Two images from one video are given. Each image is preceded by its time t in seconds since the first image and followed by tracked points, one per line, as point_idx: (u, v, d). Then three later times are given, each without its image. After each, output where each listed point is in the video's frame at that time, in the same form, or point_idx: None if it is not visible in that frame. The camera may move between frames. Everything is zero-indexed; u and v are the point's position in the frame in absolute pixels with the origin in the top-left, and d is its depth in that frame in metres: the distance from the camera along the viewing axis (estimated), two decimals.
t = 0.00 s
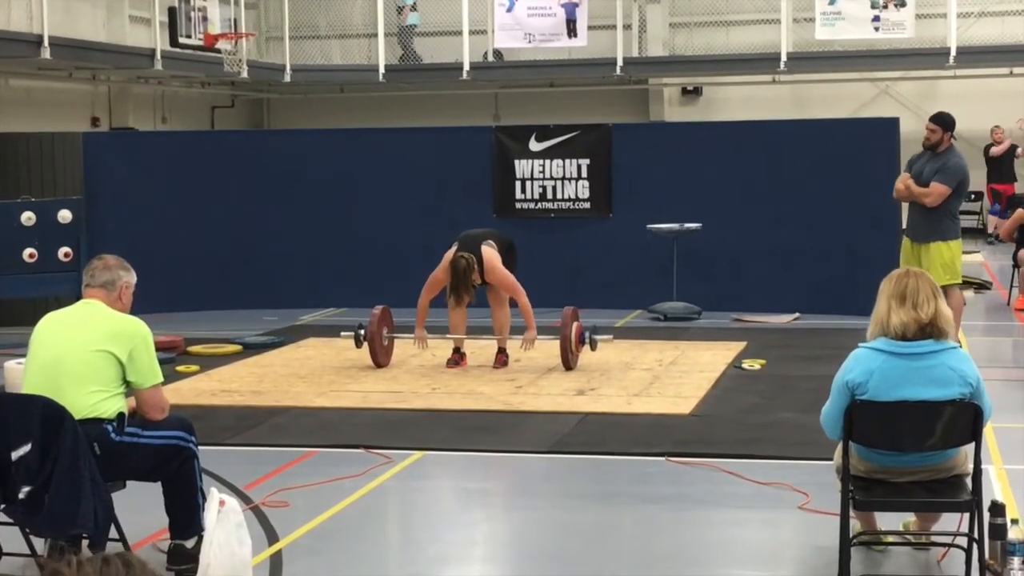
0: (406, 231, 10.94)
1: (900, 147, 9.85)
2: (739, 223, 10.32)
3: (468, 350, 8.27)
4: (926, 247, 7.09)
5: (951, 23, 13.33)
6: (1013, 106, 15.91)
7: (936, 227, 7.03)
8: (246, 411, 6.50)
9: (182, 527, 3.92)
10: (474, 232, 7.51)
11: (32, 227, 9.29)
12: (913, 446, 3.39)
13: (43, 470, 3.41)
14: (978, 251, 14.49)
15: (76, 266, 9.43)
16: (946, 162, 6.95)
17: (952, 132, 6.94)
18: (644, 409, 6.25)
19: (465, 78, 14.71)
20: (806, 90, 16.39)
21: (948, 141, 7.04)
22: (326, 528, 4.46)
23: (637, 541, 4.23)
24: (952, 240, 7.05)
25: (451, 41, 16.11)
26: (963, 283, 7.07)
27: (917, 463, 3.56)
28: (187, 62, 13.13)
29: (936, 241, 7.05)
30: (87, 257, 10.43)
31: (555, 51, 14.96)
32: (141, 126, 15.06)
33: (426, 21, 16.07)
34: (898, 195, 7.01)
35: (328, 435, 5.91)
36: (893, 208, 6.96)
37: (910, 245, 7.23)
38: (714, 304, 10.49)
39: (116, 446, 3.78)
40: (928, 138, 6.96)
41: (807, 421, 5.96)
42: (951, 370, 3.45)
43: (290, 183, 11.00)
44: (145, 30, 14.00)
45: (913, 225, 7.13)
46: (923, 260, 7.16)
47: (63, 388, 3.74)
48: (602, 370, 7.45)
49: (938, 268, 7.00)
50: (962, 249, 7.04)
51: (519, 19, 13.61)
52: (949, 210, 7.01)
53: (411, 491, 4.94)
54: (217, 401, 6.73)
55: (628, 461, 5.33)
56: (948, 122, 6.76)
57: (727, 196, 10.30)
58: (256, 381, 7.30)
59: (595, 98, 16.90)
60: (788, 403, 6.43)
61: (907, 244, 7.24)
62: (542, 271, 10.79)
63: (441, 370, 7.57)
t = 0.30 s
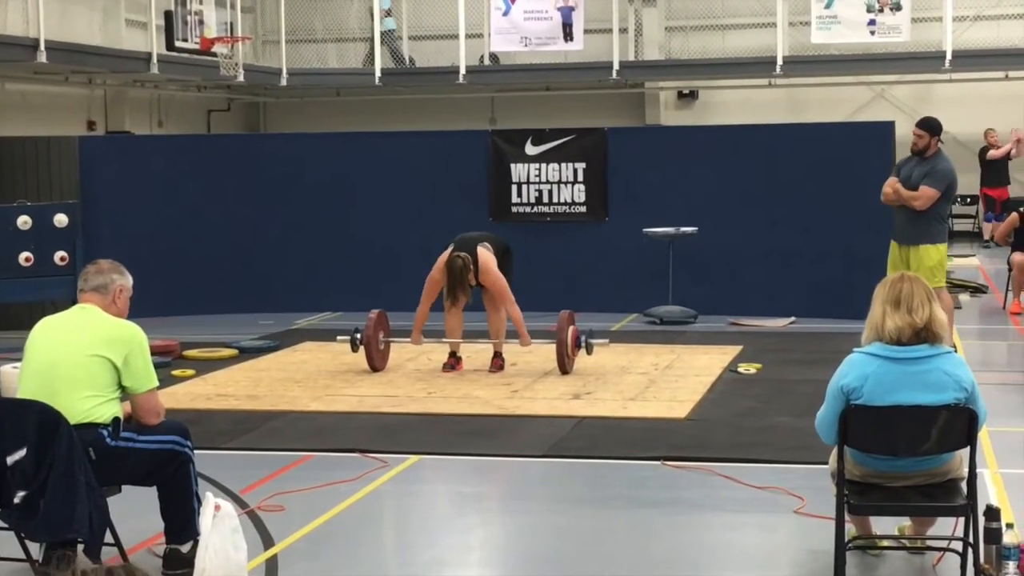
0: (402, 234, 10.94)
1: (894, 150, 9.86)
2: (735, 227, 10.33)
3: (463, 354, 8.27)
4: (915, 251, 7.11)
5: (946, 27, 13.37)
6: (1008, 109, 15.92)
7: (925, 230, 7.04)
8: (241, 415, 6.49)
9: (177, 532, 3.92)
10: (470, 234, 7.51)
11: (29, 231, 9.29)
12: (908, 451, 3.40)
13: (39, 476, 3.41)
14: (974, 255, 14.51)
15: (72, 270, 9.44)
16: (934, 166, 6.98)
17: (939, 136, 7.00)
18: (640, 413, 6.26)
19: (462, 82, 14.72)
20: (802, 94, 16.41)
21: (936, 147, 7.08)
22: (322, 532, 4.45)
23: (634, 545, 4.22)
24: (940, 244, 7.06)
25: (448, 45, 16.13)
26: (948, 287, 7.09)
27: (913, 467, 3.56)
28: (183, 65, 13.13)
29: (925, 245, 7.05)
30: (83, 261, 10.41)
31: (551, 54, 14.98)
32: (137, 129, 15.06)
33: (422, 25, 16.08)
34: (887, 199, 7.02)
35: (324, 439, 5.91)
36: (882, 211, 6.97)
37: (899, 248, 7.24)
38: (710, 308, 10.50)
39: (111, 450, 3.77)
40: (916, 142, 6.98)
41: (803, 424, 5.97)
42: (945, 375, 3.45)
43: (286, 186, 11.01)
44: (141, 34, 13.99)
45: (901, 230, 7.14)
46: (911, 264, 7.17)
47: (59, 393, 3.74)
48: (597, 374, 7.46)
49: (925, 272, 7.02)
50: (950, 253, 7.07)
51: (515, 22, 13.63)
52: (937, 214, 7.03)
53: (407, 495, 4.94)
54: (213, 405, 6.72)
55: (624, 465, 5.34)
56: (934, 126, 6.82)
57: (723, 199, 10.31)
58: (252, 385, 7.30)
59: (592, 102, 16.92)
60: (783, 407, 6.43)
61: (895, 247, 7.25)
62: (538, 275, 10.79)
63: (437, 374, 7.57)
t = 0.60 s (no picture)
0: (399, 240, 10.94)
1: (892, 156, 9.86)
2: (733, 232, 10.33)
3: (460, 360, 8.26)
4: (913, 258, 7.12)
5: (943, 33, 13.40)
6: (1005, 115, 15.94)
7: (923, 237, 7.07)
8: (238, 421, 6.49)
9: (175, 536, 3.92)
10: (467, 241, 7.53)
11: (25, 237, 9.28)
12: (905, 457, 3.41)
13: (35, 482, 3.40)
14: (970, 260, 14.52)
15: (68, 276, 9.41)
16: (931, 172, 6.99)
17: (935, 142, 6.99)
18: (637, 419, 6.25)
19: (459, 87, 14.73)
20: (799, 99, 16.44)
21: (932, 152, 7.07)
22: (319, 539, 4.45)
23: (630, 551, 4.22)
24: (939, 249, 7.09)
25: (445, 51, 16.16)
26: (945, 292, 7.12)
27: (910, 473, 3.56)
28: (180, 71, 13.13)
29: (923, 252, 7.07)
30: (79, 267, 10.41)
31: (549, 60, 14.99)
32: (134, 135, 15.06)
33: (420, 31, 16.10)
34: (885, 207, 7.03)
35: (321, 445, 5.90)
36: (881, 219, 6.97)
37: (895, 255, 7.25)
38: (707, 313, 10.50)
39: (108, 457, 3.78)
40: (911, 149, 6.99)
41: (800, 431, 5.97)
42: (942, 381, 3.45)
43: (282, 192, 11.01)
44: (138, 39, 14.00)
45: (900, 236, 7.15)
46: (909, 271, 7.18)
47: (56, 398, 3.73)
48: (594, 380, 7.45)
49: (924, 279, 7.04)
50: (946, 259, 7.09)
51: (512, 28, 13.65)
52: (935, 220, 7.05)
53: (404, 501, 4.93)
54: (209, 411, 6.72)
55: (621, 471, 5.33)
56: (929, 134, 6.81)
57: (720, 205, 10.32)
58: (249, 391, 7.29)
59: (589, 107, 16.93)
60: (780, 412, 6.43)
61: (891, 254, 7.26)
62: (536, 280, 10.80)
63: (434, 379, 7.56)
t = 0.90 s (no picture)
0: (399, 248, 10.95)
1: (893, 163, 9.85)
2: (733, 240, 10.34)
3: (460, 368, 8.26)
4: (923, 264, 7.21)
5: (943, 41, 13.43)
6: (1006, 123, 15.94)
7: (934, 244, 7.16)
8: (238, 429, 6.49)
9: (175, 545, 3.96)
10: (468, 244, 7.52)
11: (26, 244, 9.30)
12: (904, 466, 3.41)
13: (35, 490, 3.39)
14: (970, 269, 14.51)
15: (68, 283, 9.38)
16: (940, 178, 7.10)
17: (943, 150, 7.12)
18: (637, 427, 6.25)
19: (459, 95, 14.74)
20: (799, 107, 16.45)
21: (940, 160, 7.20)
22: (319, 546, 4.45)
23: (630, 559, 4.22)
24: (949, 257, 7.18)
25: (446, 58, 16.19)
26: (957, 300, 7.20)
27: (910, 481, 3.56)
28: (181, 78, 13.14)
29: (933, 258, 7.16)
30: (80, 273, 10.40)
31: (549, 68, 15.01)
32: (134, 142, 15.07)
33: (420, 39, 16.12)
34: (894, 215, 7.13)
35: (320, 452, 5.90)
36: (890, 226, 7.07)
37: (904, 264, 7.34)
38: (707, 321, 10.50)
39: (109, 463, 3.79)
40: (918, 157, 7.13)
41: (800, 438, 5.97)
42: (942, 389, 3.46)
43: (283, 199, 11.01)
44: (139, 46, 14.03)
45: (910, 244, 7.24)
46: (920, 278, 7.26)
47: (56, 405, 3.73)
48: (594, 388, 7.45)
49: (936, 285, 7.12)
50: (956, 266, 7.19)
51: (512, 36, 13.67)
52: (945, 227, 7.15)
53: (403, 509, 4.94)
54: (209, 418, 6.71)
55: (621, 479, 5.33)
56: (939, 140, 6.94)
57: (720, 213, 10.33)
58: (249, 398, 7.29)
59: (590, 115, 16.94)
60: (780, 420, 6.43)
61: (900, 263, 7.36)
62: (536, 288, 10.80)
63: (434, 387, 7.56)
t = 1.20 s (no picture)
0: (402, 256, 10.96)
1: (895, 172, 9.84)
2: (735, 249, 10.34)
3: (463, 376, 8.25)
4: (942, 274, 7.26)
5: (946, 51, 13.44)
6: (1009, 133, 15.94)
7: (953, 254, 7.21)
8: (240, 437, 6.49)
9: (177, 552, 3.93)
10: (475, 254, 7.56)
11: (30, 251, 9.32)
12: (907, 475, 3.41)
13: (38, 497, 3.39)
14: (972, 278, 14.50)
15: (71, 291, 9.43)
16: (956, 188, 7.14)
17: (956, 159, 7.14)
18: (639, 436, 6.25)
19: (462, 103, 14.76)
20: (802, 117, 16.47)
21: (955, 169, 7.22)
22: (321, 554, 4.45)
23: (632, 568, 4.21)
24: (968, 266, 7.23)
25: (449, 67, 16.24)
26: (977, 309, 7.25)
27: (912, 491, 3.56)
28: (185, 86, 13.17)
29: (951, 269, 7.22)
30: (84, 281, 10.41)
31: (552, 77, 15.04)
32: (137, 150, 15.09)
33: (423, 48, 16.16)
34: (911, 226, 7.19)
35: (323, 461, 5.90)
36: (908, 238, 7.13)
37: (923, 274, 7.39)
38: (710, 330, 10.50)
39: (112, 471, 3.80)
40: (935, 167, 7.16)
41: (803, 448, 5.97)
42: (945, 398, 3.45)
43: (285, 207, 11.03)
44: (142, 54, 14.05)
45: (928, 254, 7.30)
46: (939, 288, 7.31)
47: (59, 412, 3.74)
48: (597, 396, 7.45)
49: (954, 296, 7.18)
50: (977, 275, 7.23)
51: (515, 44, 13.69)
52: (962, 237, 7.21)
53: (406, 517, 4.93)
54: (212, 426, 6.72)
55: (624, 488, 5.32)
56: (951, 151, 6.97)
57: (723, 222, 10.33)
58: (252, 406, 7.29)
59: (592, 125, 16.97)
60: (783, 429, 6.43)
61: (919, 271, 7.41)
62: (538, 296, 10.81)
63: (436, 396, 7.56)
